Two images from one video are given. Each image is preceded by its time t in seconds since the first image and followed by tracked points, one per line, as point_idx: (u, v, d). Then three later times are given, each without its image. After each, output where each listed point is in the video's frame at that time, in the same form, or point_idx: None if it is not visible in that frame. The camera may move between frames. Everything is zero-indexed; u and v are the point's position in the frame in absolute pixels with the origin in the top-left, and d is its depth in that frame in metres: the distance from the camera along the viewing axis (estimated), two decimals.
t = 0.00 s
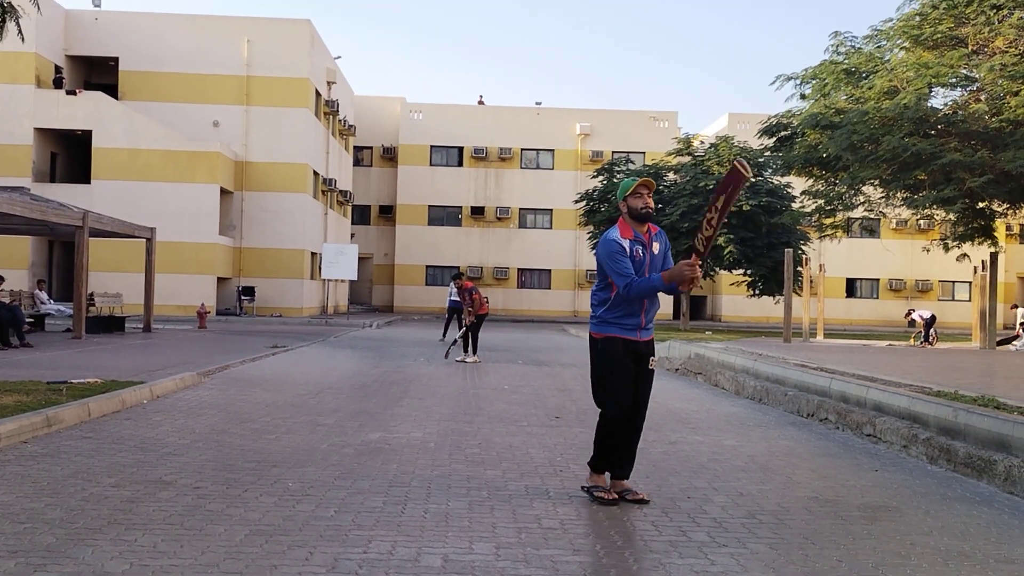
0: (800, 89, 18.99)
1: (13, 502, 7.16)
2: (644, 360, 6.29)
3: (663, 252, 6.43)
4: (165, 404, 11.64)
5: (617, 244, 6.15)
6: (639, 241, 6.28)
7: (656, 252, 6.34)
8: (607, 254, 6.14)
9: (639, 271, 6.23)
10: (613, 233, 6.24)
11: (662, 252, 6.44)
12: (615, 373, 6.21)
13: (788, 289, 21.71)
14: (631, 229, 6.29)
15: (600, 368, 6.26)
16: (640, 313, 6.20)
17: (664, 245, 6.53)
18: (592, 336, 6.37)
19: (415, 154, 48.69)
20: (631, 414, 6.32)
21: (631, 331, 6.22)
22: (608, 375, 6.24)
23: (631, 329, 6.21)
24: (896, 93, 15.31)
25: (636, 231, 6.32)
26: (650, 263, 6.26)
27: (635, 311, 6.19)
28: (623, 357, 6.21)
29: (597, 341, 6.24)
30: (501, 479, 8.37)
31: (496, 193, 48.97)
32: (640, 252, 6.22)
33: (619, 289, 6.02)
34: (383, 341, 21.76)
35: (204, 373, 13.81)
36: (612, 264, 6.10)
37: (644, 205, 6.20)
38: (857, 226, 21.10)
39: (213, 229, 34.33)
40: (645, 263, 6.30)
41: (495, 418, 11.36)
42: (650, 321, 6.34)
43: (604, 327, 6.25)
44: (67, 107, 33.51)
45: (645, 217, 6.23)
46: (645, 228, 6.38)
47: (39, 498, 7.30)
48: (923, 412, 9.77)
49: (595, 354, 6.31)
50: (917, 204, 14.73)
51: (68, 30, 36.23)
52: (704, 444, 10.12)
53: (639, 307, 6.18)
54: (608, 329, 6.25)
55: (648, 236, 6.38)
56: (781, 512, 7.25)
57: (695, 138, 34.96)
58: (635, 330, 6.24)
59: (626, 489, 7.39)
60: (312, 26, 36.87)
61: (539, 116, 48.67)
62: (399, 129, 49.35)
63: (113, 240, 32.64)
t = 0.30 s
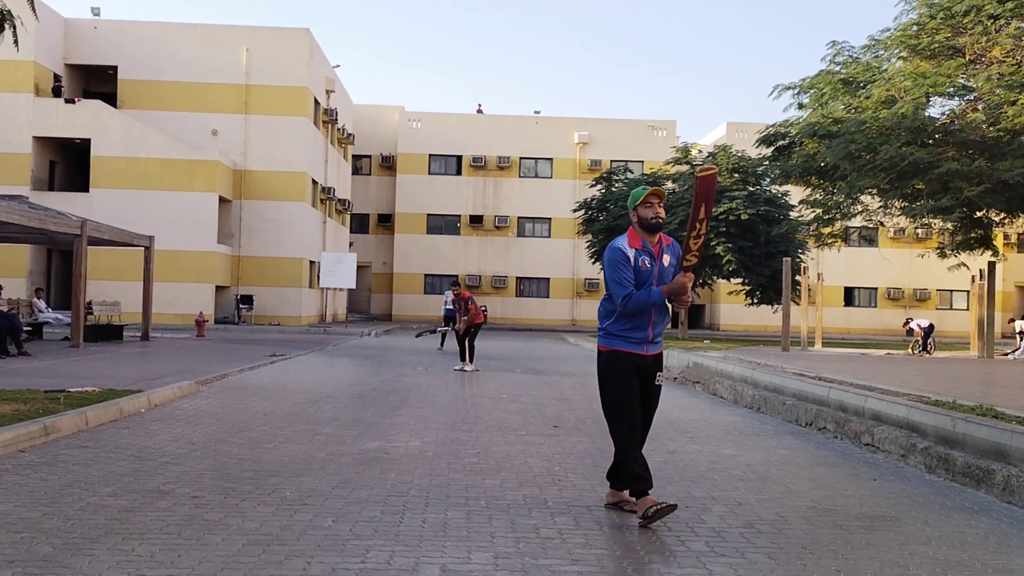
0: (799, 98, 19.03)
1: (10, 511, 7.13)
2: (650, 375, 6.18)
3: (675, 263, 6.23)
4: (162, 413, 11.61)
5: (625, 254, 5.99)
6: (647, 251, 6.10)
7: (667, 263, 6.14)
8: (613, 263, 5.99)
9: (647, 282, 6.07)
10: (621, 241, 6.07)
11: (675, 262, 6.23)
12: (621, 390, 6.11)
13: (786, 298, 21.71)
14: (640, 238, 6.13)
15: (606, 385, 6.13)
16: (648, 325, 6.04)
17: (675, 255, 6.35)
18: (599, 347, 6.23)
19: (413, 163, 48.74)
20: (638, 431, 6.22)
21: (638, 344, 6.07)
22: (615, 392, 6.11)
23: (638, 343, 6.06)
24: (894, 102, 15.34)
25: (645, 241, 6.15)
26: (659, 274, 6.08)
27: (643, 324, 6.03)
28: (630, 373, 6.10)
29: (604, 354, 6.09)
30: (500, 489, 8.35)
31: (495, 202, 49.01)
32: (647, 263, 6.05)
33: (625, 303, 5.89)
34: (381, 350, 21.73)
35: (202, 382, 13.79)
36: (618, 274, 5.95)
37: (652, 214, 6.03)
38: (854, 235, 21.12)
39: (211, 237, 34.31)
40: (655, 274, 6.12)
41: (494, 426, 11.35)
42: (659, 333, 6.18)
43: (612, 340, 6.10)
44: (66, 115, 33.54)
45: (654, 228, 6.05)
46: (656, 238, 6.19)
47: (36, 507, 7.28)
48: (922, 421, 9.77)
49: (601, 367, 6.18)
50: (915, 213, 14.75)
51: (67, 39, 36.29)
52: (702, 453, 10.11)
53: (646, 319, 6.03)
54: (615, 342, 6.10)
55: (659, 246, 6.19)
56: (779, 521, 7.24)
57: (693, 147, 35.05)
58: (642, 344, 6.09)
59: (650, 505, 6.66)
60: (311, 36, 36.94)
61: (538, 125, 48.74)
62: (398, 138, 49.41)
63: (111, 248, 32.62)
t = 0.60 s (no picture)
0: (803, 104, 19.02)
1: (14, 518, 7.13)
2: (673, 381, 5.93)
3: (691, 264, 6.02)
4: (167, 419, 11.63)
5: (638, 255, 5.82)
6: (662, 252, 5.92)
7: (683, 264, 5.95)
8: (626, 265, 5.82)
9: (663, 284, 5.86)
10: (634, 243, 5.91)
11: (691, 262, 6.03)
12: (639, 394, 5.86)
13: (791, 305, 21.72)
14: (653, 240, 5.96)
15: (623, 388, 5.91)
16: (668, 329, 5.82)
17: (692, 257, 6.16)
18: (618, 357, 6.02)
19: (418, 167, 48.78)
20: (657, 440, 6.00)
21: (659, 350, 5.85)
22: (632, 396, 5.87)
23: (659, 349, 5.84)
24: (899, 108, 15.34)
25: (660, 243, 5.98)
26: (675, 275, 5.89)
27: (661, 328, 5.82)
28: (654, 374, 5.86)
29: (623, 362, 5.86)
30: (504, 495, 8.35)
31: (500, 207, 49.00)
32: (662, 263, 5.86)
33: (641, 305, 5.70)
34: (386, 356, 21.73)
35: (208, 387, 13.81)
36: (631, 275, 5.79)
37: (663, 214, 5.85)
38: (861, 241, 21.10)
39: (216, 241, 34.34)
40: (670, 275, 5.90)
41: (498, 432, 11.34)
42: (680, 339, 5.95)
43: (631, 347, 5.88)
44: (72, 120, 33.63)
45: (667, 228, 5.87)
46: (670, 239, 6.00)
47: (41, 513, 7.28)
48: (928, 428, 9.74)
49: (621, 376, 5.96)
50: (921, 220, 14.73)
51: (74, 44, 36.40)
52: (707, 460, 10.10)
53: (666, 322, 5.81)
54: (635, 350, 5.88)
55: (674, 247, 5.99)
56: (784, 529, 7.23)
57: (699, 152, 35.12)
58: (664, 350, 5.86)
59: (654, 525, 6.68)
60: (317, 41, 37.02)
61: (543, 130, 48.78)
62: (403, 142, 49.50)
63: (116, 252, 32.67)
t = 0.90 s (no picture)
0: (816, 105, 18.95)
1: (30, 519, 7.19)
2: (698, 387, 5.46)
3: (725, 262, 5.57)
4: (181, 421, 11.69)
5: (659, 251, 5.50)
6: (688, 250, 5.56)
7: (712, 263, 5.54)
8: (647, 263, 5.52)
9: (686, 283, 5.49)
10: (658, 239, 5.58)
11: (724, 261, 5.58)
12: (653, 406, 5.56)
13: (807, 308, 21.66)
14: (680, 237, 5.60)
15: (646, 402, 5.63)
16: (692, 331, 5.41)
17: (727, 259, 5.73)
18: (644, 362, 5.64)
19: (430, 170, 48.88)
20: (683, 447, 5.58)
21: (682, 354, 5.43)
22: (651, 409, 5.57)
23: (682, 352, 5.43)
24: (913, 109, 15.30)
25: (688, 241, 5.62)
26: (701, 274, 5.51)
27: (684, 328, 5.41)
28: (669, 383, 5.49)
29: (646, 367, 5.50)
30: (516, 497, 8.34)
31: (512, 209, 49.02)
32: (686, 261, 5.50)
33: (659, 301, 5.37)
34: (398, 358, 21.77)
35: (221, 390, 13.88)
36: (650, 273, 5.47)
37: (688, 210, 5.50)
38: (876, 243, 21.03)
39: (228, 244, 34.49)
40: (696, 273, 5.52)
41: (511, 435, 11.34)
42: (710, 342, 5.49)
43: (654, 350, 5.51)
44: (85, 124, 33.85)
45: (693, 224, 5.51)
46: (699, 238, 5.63)
47: (56, 515, 7.33)
48: (942, 431, 9.68)
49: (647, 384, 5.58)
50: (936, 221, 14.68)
51: (88, 48, 36.66)
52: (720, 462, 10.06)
53: (688, 322, 5.41)
54: (658, 353, 5.51)
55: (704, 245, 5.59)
56: (797, 531, 7.19)
57: (711, 154, 35.10)
58: (687, 352, 5.43)
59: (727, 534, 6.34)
60: (329, 45, 37.13)
61: (554, 132, 48.76)
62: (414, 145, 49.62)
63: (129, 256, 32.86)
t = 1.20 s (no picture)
0: (823, 105, 18.89)
1: (37, 520, 7.20)
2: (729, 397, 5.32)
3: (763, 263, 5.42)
4: (188, 422, 11.71)
5: (695, 251, 5.38)
6: (725, 250, 5.42)
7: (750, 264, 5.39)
8: (680, 262, 5.39)
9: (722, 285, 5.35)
10: (693, 240, 5.47)
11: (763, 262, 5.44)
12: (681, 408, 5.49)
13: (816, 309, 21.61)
14: (717, 238, 5.48)
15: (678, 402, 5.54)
16: (726, 335, 5.26)
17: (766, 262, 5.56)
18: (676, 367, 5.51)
19: (436, 171, 48.92)
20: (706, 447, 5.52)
21: (715, 358, 5.28)
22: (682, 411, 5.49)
23: (716, 357, 5.28)
24: (920, 110, 15.28)
25: (725, 242, 5.49)
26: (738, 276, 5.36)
27: (718, 332, 5.27)
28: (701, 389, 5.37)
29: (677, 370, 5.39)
30: (522, 498, 8.33)
31: (518, 210, 49.03)
32: (722, 262, 5.36)
33: (690, 302, 5.24)
34: (404, 359, 21.78)
35: (228, 391, 13.90)
36: (684, 272, 5.35)
37: (725, 209, 5.39)
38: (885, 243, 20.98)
39: (234, 246, 34.56)
40: (732, 276, 5.38)
41: (517, 436, 11.34)
42: (745, 350, 5.33)
43: (686, 354, 5.38)
44: (91, 126, 33.94)
45: (730, 224, 5.38)
46: (737, 239, 5.50)
47: (63, 516, 7.34)
48: (949, 432, 9.65)
49: (679, 389, 5.47)
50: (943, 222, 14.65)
51: (94, 50, 36.75)
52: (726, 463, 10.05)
53: (723, 325, 5.26)
54: (691, 357, 5.37)
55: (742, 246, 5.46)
56: (804, 532, 7.17)
57: (717, 155, 35.14)
58: (721, 358, 5.28)
59: (755, 554, 6.01)
60: (335, 46, 37.17)
61: (560, 133, 48.77)
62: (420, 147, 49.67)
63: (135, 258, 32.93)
